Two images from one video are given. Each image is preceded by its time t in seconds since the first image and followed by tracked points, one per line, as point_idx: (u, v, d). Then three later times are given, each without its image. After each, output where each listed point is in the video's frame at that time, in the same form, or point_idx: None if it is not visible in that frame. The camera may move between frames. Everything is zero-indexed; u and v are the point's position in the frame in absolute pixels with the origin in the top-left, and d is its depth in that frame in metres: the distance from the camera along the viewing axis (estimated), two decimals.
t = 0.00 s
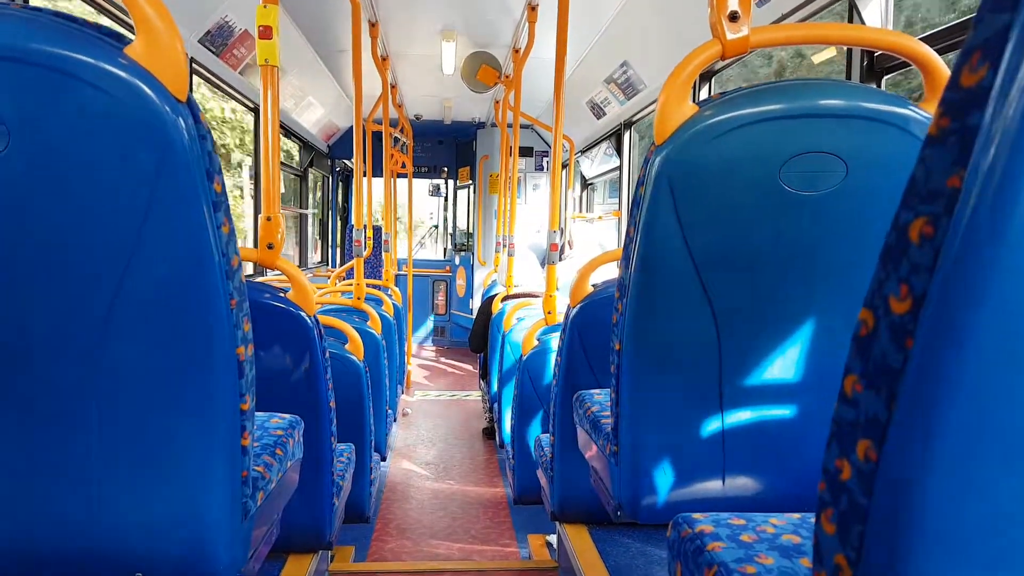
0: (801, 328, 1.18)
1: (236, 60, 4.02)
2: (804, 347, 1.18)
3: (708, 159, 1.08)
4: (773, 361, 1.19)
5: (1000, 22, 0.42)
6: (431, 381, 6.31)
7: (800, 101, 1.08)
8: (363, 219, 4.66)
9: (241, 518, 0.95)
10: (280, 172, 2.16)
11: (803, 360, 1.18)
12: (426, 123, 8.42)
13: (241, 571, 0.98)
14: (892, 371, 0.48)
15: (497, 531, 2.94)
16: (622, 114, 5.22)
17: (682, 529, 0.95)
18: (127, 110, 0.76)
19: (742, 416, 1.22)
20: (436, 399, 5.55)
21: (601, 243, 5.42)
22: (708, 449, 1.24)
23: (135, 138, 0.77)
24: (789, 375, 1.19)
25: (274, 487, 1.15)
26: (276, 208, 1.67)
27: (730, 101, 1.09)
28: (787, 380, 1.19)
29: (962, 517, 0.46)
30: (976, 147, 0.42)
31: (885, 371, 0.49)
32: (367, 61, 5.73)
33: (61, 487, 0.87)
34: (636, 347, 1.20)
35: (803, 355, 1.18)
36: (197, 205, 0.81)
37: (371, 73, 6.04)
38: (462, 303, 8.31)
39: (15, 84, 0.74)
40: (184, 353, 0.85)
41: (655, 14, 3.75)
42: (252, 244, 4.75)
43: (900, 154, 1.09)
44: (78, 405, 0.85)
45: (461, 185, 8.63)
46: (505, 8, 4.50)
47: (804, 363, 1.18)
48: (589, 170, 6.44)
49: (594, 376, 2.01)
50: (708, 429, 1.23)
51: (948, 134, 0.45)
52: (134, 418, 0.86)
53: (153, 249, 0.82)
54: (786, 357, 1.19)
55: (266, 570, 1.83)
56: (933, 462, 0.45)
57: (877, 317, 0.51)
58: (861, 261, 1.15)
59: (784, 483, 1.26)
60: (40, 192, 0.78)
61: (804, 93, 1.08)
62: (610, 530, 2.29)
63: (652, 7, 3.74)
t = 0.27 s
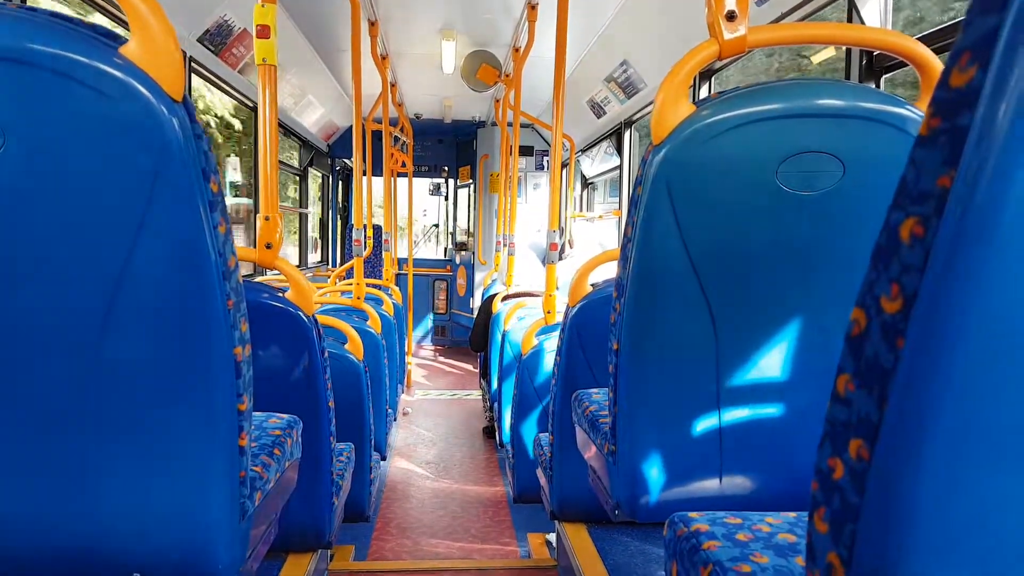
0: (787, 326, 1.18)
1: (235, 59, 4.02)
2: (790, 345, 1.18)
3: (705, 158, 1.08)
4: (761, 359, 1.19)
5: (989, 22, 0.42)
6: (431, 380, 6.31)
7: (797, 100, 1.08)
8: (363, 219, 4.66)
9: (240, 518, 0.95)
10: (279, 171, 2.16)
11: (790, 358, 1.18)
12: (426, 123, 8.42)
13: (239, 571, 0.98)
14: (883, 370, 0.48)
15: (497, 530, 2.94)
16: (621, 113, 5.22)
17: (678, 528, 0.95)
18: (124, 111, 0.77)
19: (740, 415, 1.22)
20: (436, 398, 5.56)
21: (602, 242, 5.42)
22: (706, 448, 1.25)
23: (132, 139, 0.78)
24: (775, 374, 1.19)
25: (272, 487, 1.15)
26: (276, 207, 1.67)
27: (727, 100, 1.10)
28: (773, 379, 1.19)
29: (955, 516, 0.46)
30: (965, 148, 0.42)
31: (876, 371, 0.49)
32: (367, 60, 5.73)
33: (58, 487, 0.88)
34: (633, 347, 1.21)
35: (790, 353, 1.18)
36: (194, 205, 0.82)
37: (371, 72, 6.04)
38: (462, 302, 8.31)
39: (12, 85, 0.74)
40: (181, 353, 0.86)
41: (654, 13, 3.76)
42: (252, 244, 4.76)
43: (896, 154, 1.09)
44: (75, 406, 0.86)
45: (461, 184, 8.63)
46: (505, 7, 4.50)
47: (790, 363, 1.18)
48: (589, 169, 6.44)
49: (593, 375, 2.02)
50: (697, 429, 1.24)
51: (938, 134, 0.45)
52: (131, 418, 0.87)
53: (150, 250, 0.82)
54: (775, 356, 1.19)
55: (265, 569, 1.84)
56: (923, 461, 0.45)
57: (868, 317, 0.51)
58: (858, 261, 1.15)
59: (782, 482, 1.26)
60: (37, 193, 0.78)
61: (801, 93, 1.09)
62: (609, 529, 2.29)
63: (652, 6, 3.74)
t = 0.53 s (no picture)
0: (777, 323, 1.18)
1: (233, 59, 4.02)
2: (774, 341, 1.18)
3: (700, 157, 1.08)
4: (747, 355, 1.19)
5: (982, 18, 0.42)
6: (430, 379, 6.32)
7: (793, 99, 1.08)
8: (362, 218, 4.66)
9: (236, 517, 0.95)
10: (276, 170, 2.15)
11: (774, 354, 1.19)
12: (424, 122, 8.43)
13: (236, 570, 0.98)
14: (876, 368, 0.48)
15: (496, 529, 2.95)
16: (619, 111, 5.22)
17: (675, 526, 0.95)
18: (118, 111, 0.76)
19: (737, 413, 1.22)
20: (435, 397, 5.56)
21: (600, 240, 5.42)
22: (703, 447, 1.24)
23: (126, 138, 0.77)
24: (760, 370, 1.19)
25: (269, 486, 1.15)
26: (273, 206, 1.67)
27: (722, 98, 1.09)
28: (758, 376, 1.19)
29: (950, 514, 0.46)
30: (957, 145, 0.42)
31: (870, 368, 0.49)
32: (365, 59, 5.73)
33: (54, 488, 0.87)
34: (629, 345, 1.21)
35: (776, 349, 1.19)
36: (188, 205, 0.81)
37: (369, 71, 6.04)
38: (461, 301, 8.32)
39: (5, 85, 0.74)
40: (176, 352, 0.85)
41: (652, 11, 3.76)
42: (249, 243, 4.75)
43: (893, 152, 1.09)
44: (70, 407, 0.85)
45: (460, 183, 8.64)
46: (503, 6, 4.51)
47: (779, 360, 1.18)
48: (588, 168, 6.44)
49: (590, 374, 2.02)
50: (687, 427, 1.24)
51: (931, 130, 0.45)
52: (127, 418, 0.87)
53: (145, 250, 0.82)
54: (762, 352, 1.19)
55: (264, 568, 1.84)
56: (918, 458, 0.45)
57: (862, 315, 0.51)
58: (855, 258, 1.15)
59: (779, 480, 1.26)
60: (31, 193, 0.78)
61: (798, 91, 1.09)
62: (607, 527, 2.29)
63: (649, 5, 3.74)
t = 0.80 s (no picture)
0: (788, 326, 1.17)
1: (239, 59, 4.03)
2: (776, 337, 1.18)
3: (711, 159, 1.08)
4: (745, 354, 1.19)
5: (1011, 23, 0.42)
6: (431, 379, 6.31)
7: (805, 101, 1.08)
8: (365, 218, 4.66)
9: (245, 518, 0.95)
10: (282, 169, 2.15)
11: (776, 348, 1.18)
12: (427, 122, 8.43)
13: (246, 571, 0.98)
14: (899, 373, 0.48)
15: (498, 530, 2.94)
16: (623, 113, 5.22)
17: (685, 531, 0.95)
18: (133, 110, 0.76)
19: (745, 417, 1.22)
20: (436, 397, 5.56)
21: (602, 241, 5.42)
22: (711, 450, 1.24)
23: (141, 138, 0.77)
24: (763, 366, 1.19)
25: (277, 486, 1.15)
26: (280, 206, 1.66)
27: (734, 100, 1.09)
28: (761, 371, 1.19)
29: (972, 521, 0.46)
30: (985, 151, 0.42)
31: (892, 374, 0.49)
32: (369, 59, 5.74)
33: (65, 487, 0.87)
34: (638, 347, 1.20)
35: (774, 349, 1.18)
36: (202, 205, 0.81)
37: (373, 71, 6.04)
38: (462, 301, 8.31)
39: (21, 84, 0.74)
40: (188, 352, 0.85)
41: (657, 13, 3.76)
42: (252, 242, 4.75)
43: (904, 155, 1.09)
44: (82, 406, 0.85)
45: (462, 184, 8.64)
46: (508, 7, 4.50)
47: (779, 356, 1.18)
48: (590, 169, 6.44)
49: (595, 376, 2.02)
50: (690, 428, 1.23)
51: (957, 135, 0.45)
52: (138, 418, 0.87)
53: (158, 251, 0.82)
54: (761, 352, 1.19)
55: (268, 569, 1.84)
56: (941, 465, 0.45)
57: (884, 320, 0.51)
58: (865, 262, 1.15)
59: (787, 484, 1.25)
60: (46, 192, 0.78)
61: (809, 94, 1.08)
62: (611, 530, 2.29)
63: (654, 6, 3.74)
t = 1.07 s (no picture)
0: (790, 322, 1.17)
1: (242, 57, 4.04)
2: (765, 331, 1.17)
3: (713, 155, 1.08)
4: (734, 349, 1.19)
5: (1006, 15, 0.41)
6: (436, 377, 6.31)
7: (806, 97, 1.07)
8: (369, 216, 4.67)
9: (246, 513, 0.95)
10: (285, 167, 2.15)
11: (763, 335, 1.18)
12: (431, 120, 8.43)
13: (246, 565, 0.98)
14: (896, 366, 0.48)
15: (502, 527, 2.95)
16: (628, 110, 5.21)
17: (685, 526, 0.94)
18: (131, 106, 0.76)
19: (747, 413, 1.21)
20: (441, 395, 5.56)
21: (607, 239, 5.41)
22: (713, 448, 1.23)
23: (139, 134, 0.77)
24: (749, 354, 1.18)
25: (278, 482, 1.15)
26: (282, 203, 1.66)
27: (735, 95, 1.09)
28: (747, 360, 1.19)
29: (971, 515, 0.45)
30: (982, 142, 0.42)
31: (889, 367, 0.48)
32: (373, 57, 5.74)
33: (65, 482, 0.88)
34: (640, 345, 1.20)
35: (764, 347, 1.18)
36: (201, 201, 0.81)
37: (377, 69, 6.04)
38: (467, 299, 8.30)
39: (19, 81, 0.74)
40: (189, 347, 0.86)
41: (661, 9, 3.75)
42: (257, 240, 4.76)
43: (907, 151, 1.08)
44: (81, 401, 0.86)
45: (467, 181, 8.63)
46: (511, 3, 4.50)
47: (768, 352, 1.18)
48: (595, 166, 6.43)
49: (598, 373, 2.01)
50: (686, 424, 1.24)
51: (953, 128, 0.45)
52: (138, 413, 0.87)
53: (157, 246, 0.82)
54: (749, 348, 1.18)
55: (271, 566, 1.84)
56: (938, 458, 0.44)
57: (881, 314, 0.50)
58: (868, 258, 1.14)
59: (789, 481, 1.25)
60: (45, 188, 0.78)
61: (810, 89, 1.08)
62: (614, 527, 2.29)
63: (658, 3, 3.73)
